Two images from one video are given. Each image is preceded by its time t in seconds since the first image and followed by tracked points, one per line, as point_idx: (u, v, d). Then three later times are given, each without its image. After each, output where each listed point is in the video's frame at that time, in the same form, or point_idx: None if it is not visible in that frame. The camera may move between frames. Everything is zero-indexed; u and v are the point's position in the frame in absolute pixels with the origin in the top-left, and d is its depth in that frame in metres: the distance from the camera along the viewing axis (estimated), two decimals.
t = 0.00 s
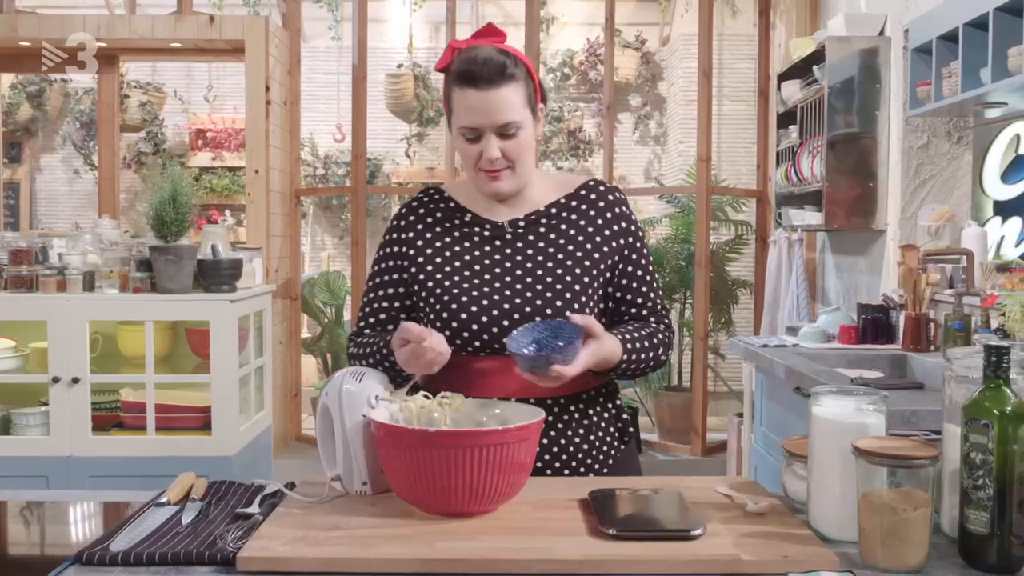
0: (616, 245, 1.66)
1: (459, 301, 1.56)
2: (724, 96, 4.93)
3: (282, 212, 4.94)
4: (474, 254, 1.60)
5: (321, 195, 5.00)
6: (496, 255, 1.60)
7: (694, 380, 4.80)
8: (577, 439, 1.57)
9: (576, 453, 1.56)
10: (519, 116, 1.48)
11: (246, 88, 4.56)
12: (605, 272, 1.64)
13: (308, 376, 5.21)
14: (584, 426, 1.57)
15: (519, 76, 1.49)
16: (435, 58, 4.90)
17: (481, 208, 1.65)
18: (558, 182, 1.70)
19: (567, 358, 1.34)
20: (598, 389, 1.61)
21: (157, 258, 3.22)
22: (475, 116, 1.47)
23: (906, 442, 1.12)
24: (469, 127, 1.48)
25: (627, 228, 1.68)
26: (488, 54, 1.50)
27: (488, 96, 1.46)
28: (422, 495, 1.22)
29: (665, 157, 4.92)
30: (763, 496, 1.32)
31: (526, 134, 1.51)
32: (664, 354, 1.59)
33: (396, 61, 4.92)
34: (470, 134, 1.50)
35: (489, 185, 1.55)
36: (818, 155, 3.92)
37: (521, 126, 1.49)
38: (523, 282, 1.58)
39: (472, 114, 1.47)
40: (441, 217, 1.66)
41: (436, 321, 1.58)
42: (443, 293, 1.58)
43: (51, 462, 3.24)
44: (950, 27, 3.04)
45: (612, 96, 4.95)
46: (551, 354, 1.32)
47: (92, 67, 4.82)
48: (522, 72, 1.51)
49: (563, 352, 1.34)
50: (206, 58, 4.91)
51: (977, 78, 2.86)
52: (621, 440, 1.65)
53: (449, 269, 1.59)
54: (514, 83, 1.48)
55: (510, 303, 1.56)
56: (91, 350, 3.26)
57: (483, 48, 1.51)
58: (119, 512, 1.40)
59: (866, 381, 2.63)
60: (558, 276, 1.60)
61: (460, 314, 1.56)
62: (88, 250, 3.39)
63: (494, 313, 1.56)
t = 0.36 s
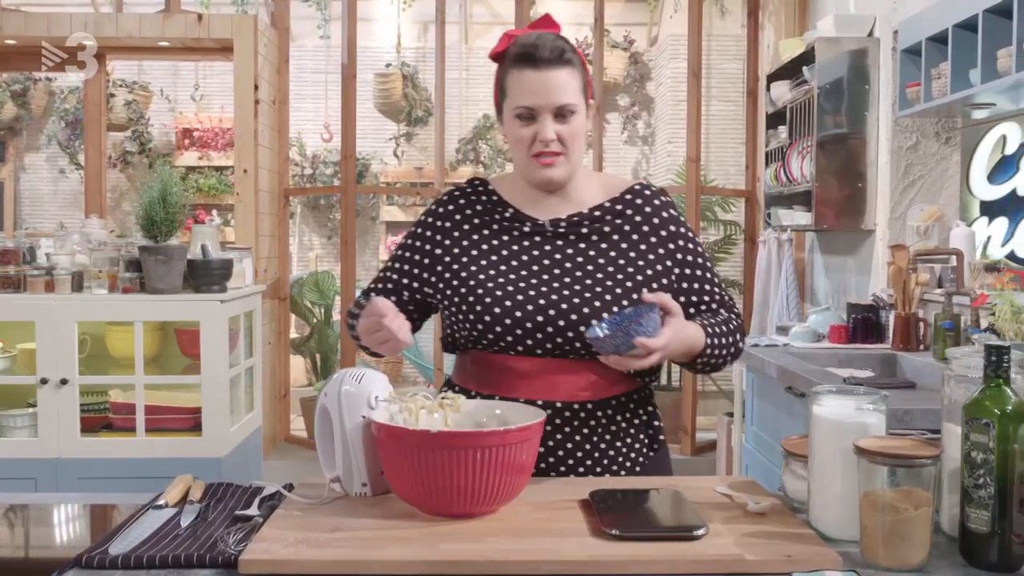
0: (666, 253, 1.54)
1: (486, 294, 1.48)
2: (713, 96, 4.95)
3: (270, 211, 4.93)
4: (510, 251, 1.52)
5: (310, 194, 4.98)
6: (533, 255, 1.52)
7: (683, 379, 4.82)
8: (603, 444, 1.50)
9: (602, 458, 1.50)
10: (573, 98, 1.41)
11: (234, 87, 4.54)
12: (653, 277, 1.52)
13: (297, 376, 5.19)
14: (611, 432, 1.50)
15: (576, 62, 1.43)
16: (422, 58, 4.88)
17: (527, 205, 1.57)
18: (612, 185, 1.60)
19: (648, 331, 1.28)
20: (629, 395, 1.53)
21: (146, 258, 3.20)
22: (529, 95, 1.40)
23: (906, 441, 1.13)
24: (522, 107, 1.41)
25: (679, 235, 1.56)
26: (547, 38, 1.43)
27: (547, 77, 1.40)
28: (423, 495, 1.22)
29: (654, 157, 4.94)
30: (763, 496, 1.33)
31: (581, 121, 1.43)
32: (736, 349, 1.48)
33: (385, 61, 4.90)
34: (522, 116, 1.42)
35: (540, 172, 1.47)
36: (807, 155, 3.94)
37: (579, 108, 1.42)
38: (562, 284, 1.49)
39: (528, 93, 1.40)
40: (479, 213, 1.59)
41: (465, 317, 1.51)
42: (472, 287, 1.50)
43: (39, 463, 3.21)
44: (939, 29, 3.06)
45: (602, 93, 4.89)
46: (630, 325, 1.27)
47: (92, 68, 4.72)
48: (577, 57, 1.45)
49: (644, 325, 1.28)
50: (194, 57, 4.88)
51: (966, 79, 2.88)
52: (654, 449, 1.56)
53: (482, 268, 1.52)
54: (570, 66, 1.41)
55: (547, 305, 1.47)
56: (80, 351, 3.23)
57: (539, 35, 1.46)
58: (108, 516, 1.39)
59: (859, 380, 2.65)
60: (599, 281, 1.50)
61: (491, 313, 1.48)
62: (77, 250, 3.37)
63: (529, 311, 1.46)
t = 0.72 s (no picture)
0: (705, 282, 1.57)
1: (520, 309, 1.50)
2: (699, 97, 4.96)
3: (257, 211, 4.90)
4: (549, 265, 1.54)
5: (297, 194, 4.96)
6: (572, 272, 1.54)
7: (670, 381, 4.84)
8: (625, 453, 1.53)
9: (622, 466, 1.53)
10: (617, 143, 1.37)
11: (220, 87, 4.52)
12: (687, 307, 1.55)
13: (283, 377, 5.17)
14: (634, 440, 1.53)
15: (631, 100, 1.37)
16: (408, 57, 4.86)
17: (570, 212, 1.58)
18: (658, 204, 1.62)
19: (642, 392, 1.31)
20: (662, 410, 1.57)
21: (133, 258, 3.18)
22: (570, 134, 1.37)
23: (904, 441, 1.14)
24: (564, 142, 1.38)
25: (720, 264, 1.59)
26: (606, 69, 1.37)
27: (595, 118, 1.35)
28: (421, 496, 1.21)
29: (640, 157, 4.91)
30: (759, 495, 1.33)
31: (622, 163, 1.40)
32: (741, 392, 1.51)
33: (370, 61, 4.89)
34: (563, 149, 1.40)
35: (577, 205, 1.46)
36: (794, 156, 3.96)
37: (622, 153, 1.39)
38: (598, 304, 1.52)
39: (571, 131, 1.37)
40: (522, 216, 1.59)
41: (498, 321, 1.53)
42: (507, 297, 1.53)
43: (24, 466, 3.18)
44: (926, 30, 3.07)
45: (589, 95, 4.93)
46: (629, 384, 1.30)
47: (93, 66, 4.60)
48: (635, 91, 1.39)
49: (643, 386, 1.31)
50: (179, 56, 4.85)
51: (952, 81, 2.90)
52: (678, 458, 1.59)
53: (519, 277, 1.54)
54: (622, 108, 1.36)
55: (581, 323, 1.50)
56: (64, 353, 3.20)
57: (603, 61, 1.38)
58: (91, 516, 1.39)
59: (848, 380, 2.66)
60: (634, 304, 1.52)
61: (520, 325, 1.50)
62: (62, 251, 3.35)
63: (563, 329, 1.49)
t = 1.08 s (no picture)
0: (709, 298, 1.62)
1: (527, 316, 1.55)
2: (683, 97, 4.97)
3: (241, 211, 4.87)
4: (558, 271, 1.58)
5: (280, 194, 4.93)
6: (581, 280, 1.58)
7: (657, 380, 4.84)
8: (620, 459, 1.59)
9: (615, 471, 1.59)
10: (637, 159, 1.44)
11: (204, 87, 4.49)
12: (691, 321, 1.59)
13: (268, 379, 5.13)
14: (628, 447, 1.59)
15: (657, 119, 1.44)
16: (392, 57, 4.83)
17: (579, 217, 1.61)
18: (667, 216, 1.67)
19: (648, 406, 1.32)
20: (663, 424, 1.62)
21: (118, 259, 3.15)
22: (592, 144, 1.44)
23: (900, 441, 1.14)
24: (585, 151, 1.45)
25: (725, 280, 1.64)
26: (636, 84, 1.43)
27: (620, 132, 1.42)
28: (418, 499, 1.21)
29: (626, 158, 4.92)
30: (754, 496, 1.34)
31: (639, 179, 1.47)
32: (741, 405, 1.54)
33: (354, 60, 4.87)
34: (582, 157, 1.47)
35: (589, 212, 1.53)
36: (779, 157, 3.98)
37: (639, 169, 1.46)
38: (605, 314, 1.56)
39: (595, 142, 1.43)
40: (532, 218, 1.63)
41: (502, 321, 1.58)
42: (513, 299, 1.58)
43: (6, 469, 3.15)
44: (910, 32, 3.10)
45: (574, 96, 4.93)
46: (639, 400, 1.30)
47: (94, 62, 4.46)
48: (661, 108, 1.46)
49: (650, 402, 1.32)
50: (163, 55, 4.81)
51: (936, 83, 2.93)
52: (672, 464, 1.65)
53: (527, 281, 1.58)
54: (647, 125, 1.43)
55: (585, 331, 1.54)
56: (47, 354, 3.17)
57: (633, 75, 1.45)
58: (72, 519, 1.37)
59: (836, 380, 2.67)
60: (637, 315, 1.57)
61: (523, 330, 1.55)
62: (45, 251, 3.32)
63: (565, 336, 1.54)
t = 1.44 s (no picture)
0: (677, 297, 1.65)
1: (504, 320, 1.57)
2: (668, 98, 4.99)
3: (226, 212, 4.84)
4: (531, 276, 1.61)
5: (266, 194, 4.90)
6: (554, 284, 1.61)
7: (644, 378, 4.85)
8: (594, 459, 1.62)
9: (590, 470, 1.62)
10: (619, 175, 1.46)
11: (190, 87, 4.47)
12: (661, 320, 1.63)
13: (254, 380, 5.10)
14: (602, 447, 1.63)
15: (638, 135, 1.45)
16: (378, 56, 4.82)
17: (551, 222, 1.64)
18: (634, 217, 1.71)
19: (627, 386, 1.38)
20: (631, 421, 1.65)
21: (104, 260, 3.13)
22: (574, 163, 1.44)
23: (897, 441, 1.15)
24: (566, 168, 1.46)
25: (691, 278, 1.68)
26: (617, 102, 1.42)
27: (603, 151, 1.42)
28: (417, 501, 1.20)
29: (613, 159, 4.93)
30: (751, 496, 1.34)
31: (618, 191, 1.50)
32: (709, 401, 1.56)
33: (339, 60, 4.83)
34: (563, 173, 1.48)
35: (567, 220, 1.56)
36: (765, 157, 4.01)
37: (619, 183, 1.48)
38: (578, 320, 1.59)
39: (578, 159, 1.43)
40: (505, 220, 1.65)
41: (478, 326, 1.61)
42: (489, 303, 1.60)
43: None
44: (896, 34, 3.13)
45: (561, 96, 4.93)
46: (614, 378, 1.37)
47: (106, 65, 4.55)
48: (642, 124, 1.46)
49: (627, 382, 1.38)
50: (146, 54, 4.78)
51: (922, 84, 2.95)
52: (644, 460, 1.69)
53: (501, 284, 1.61)
54: (630, 143, 1.43)
55: (559, 335, 1.57)
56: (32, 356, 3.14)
57: (612, 91, 1.44)
58: (60, 522, 1.36)
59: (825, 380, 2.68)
60: (609, 318, 1.61)
61: (500, 334, 1.58)
62: (29, 252, 3.29)
63: (540, 342, 1.58)
